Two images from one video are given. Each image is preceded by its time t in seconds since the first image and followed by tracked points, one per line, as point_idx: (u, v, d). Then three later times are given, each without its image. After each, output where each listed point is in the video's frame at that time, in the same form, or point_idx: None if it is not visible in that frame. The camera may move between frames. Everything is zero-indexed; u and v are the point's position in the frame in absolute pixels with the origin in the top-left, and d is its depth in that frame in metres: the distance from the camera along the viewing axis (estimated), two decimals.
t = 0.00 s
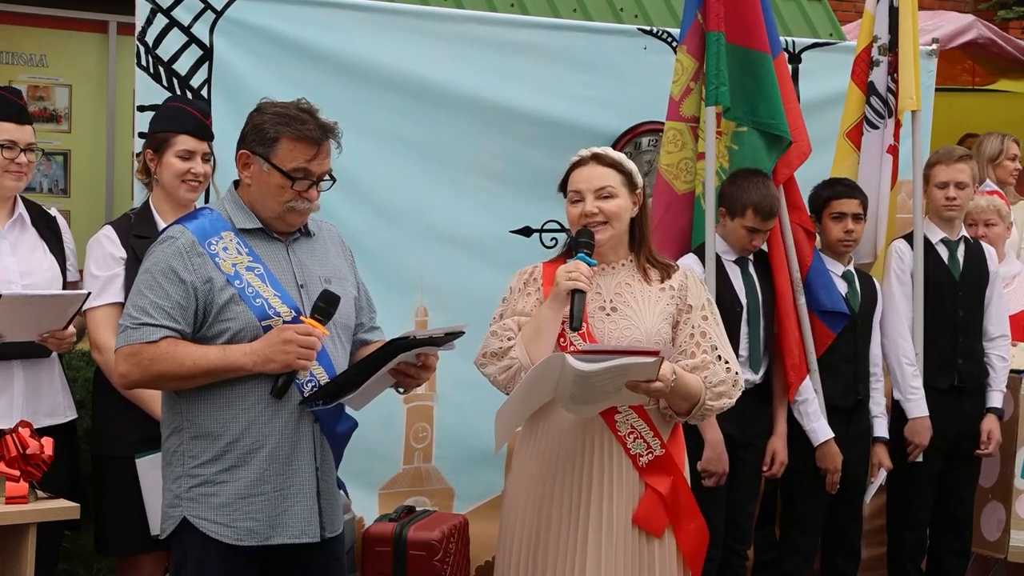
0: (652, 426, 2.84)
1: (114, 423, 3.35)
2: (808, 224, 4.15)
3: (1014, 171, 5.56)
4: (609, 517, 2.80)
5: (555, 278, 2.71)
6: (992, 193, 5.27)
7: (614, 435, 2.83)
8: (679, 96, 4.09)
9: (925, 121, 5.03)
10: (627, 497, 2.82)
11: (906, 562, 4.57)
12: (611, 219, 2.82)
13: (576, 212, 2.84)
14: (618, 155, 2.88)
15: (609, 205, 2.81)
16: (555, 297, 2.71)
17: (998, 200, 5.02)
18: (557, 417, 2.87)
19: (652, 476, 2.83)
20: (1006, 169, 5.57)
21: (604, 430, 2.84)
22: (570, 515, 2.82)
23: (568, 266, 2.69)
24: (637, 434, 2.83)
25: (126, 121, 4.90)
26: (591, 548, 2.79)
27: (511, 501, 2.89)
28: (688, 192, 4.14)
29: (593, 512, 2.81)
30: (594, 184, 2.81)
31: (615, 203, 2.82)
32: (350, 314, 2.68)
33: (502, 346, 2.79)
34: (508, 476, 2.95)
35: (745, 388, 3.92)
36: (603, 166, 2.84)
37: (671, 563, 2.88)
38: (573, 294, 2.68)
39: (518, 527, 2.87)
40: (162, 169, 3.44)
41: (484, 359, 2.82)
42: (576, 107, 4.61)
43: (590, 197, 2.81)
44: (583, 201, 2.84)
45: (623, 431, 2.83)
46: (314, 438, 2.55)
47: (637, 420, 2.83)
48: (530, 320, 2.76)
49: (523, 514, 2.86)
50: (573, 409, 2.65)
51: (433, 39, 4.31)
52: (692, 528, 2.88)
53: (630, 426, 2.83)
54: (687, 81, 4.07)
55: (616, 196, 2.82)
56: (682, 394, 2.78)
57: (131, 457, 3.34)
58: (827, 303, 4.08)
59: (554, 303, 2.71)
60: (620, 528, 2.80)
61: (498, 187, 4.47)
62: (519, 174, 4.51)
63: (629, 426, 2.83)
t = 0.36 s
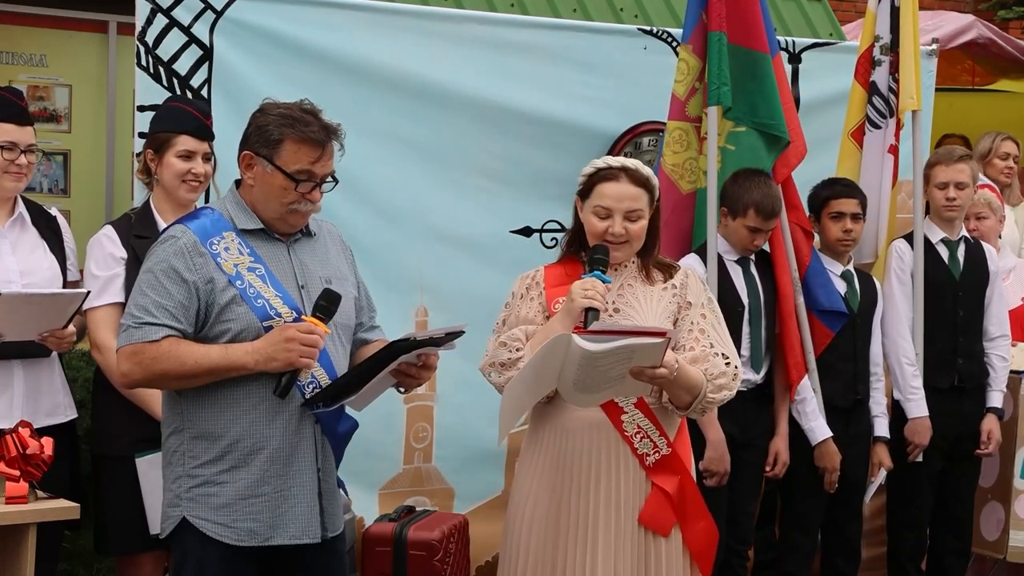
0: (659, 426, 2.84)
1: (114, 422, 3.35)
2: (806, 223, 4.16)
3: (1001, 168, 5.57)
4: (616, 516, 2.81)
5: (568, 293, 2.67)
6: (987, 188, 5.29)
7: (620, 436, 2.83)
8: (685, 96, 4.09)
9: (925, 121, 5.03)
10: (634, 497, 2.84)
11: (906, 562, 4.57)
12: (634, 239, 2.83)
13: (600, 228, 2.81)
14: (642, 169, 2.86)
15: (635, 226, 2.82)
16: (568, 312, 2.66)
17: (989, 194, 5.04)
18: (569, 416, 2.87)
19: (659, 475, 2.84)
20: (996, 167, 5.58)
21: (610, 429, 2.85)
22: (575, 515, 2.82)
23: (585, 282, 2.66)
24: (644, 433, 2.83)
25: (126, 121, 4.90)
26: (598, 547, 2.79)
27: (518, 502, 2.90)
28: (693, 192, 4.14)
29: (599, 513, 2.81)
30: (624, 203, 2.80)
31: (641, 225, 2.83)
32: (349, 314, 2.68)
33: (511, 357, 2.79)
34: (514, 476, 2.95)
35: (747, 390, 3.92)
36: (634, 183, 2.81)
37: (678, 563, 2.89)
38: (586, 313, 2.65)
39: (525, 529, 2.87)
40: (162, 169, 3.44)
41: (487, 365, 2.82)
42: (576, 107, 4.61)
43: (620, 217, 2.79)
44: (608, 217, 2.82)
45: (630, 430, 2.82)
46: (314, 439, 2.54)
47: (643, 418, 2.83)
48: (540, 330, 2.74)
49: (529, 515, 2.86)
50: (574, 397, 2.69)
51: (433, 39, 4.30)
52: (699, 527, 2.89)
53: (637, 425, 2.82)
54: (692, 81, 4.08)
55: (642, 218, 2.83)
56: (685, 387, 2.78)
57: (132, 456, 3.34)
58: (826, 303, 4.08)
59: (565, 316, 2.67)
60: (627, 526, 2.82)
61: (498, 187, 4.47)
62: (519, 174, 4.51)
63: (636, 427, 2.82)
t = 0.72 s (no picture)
0: (653, 430, 2.82)
1: (114, 422, 3.35)
2: (806, 224, 4.16)
3: (995, 167, 5.57)
4: (613, 519, 2.83)
5: (562, 299, 2.66)
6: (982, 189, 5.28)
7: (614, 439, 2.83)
8: (688, 97, 4.08)
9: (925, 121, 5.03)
10: (630, 499, 2.84)
11: (906, 562, 4.57)
12: (632, 242, 2.84)
13: (599, 229, 2.83)
14: (647, 170, 2.84)
15: (633, 229, 2.82)
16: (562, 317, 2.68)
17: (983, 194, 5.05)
18: (566, 419, 2.89)
19: (654, 478, 2.83)
20: (989, 166, 5.58)
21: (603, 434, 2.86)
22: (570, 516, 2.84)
23: (576, 287, 2.65)
24: (637, 438, 2.82)
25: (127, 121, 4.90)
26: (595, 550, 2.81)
27: (517, 503, 2.92)
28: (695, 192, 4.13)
29: (594, 514, 2.83)
30: (623, 206, 2.80)
31: (639, 228, 2.83)
32: (361, 314, 2.68)
33: (508, 355, 2.82)
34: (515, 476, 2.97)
35: (747, 389, 3.91)
36: (635, 186, 2.80)
37: (675, 565, 2.87)
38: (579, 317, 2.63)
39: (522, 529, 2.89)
40: (163, 168, 3.44)
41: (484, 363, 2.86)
42: (576, 107, 4.60)
43: (617, 220, 2.80)
44: (607, 218, 2.83)
45: (623, 435, 2.82)
46: (324, 438, 2.54)
47: (636, 423, 2.82)
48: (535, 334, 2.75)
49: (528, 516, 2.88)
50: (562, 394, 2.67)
51: (434, 40, 4.30)
52: (698, 531, 2.89)
53: (629, 429, 2.82)
54: (696, 81, 4.07)
55: (642, 221, 2.83)
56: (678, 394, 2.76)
57: (132, 456, 3.34)
58: (825, 302, 4.08)
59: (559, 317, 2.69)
60: (622, 530, 2.82)
61: (499, 188, 4.47)
62: (519, 174, 4.51)
63: (628, 430, 2.82)
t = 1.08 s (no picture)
0: (638, 429, 2.84)
1: (115, 421, 3.35)
2: (804, 223, 4.18)
3: (994, 168, 5.57)
4: (600, 517, 2.83)
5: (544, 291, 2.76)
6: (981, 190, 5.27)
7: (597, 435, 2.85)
8: (688, 97, 4.08)
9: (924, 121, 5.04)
10: (617, 496, 2.85)
11: (906, 562, 4.57)
12: (608, 233, 2.85)
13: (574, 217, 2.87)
14: (627, 164, 2.87)
15: (608, 217, 2.84)
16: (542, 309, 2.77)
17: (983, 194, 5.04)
18: (549, 417, 2.92)
19: (640, 476, 2.84)
20: (989, 166, 5.58)
21: (588, 431, 2.87)
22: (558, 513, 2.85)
23: (557, 281, 2.74)
24: (621, 435, 2.84)
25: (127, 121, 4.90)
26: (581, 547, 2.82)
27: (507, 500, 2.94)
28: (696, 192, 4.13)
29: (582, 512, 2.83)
30: (597, 194, 2.83)
31: (613, 218, 2.84)
32: (386, 313, 2.67)
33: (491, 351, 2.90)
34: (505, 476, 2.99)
35: (749, 390, 3.91)
36: (612, 176, 2.84)
37: (664, 563, 2.87)
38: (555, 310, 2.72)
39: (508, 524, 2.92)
40: (163, 168, 3.44)
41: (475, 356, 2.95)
42: (576, 107, 4.61)
43: (591, 208, 2.84)
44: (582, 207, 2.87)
45: (607, 433, 2.84)
46: (342, 434, 2.51)
47: (620, 422, 2.84)
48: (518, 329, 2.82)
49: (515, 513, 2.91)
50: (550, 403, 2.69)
51: (434, 39, 4.30)
52: (687, 530, 2.90)
53: (613, 428, 2.84)
54: (696, 81, 4.08)
55: (618, 210, 2.84)
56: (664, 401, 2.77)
57: (133, 455, 3.34)
58: (825, 303, 4.08)
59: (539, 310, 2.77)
60: (608, 527, 2.83)
61: (499, 188, 4.47)
62: (520, 174, 4.51)
63: (612, 428, 2.84)
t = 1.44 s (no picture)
0: (621, 427, 2.84)
1: (115, 421, 3.35)
2: (803, 224, 4.16)
3: (995, 168, 5.57)
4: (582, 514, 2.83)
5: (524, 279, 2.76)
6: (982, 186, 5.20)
7: (580, 432, 2.85)
8: (688, 97, 4.09)
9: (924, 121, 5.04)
10: (599, 495, 2.84)
11: (906, 562, 4.57)
12: (581, 224, 2.85)
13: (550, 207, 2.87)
14: (605, 159, 2.87)
15: (581, 208, 2.84)
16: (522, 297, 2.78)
17: (987, 192, 5.02)
18: (532, 413, 2.92)
19: (622, 473, 2.83)
20: (989, 166, 5.59)
21: (572, 428, 2.86)
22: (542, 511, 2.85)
23: (535, 269, 2.73)
24: (605, 433, 2.84)
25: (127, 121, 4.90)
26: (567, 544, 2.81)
27: (491, 498, 2.94)
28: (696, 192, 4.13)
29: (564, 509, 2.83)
30: (571, 184, 2.84)
31: (587, 209, 2.84)
32: (407, 316, 2.67)
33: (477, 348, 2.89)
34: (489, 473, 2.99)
35: (750, 390, 3.91)
36: (588, 169, 2.84)
37: (646, 563, 2.85)
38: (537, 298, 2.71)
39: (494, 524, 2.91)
40: (162, 168, 3.44)
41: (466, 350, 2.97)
42: (577, 107, 4.61)
43: (565, 199, 2.85)
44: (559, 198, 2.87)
45: (591, 430, 2.84)
46: (357, 434, 2.49)
47: (606, 420, 2.84)
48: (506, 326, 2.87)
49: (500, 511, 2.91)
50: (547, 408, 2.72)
51: (433, 40, 4.30)
52: (668, 528, 2.88)
53: (598, 425, 2.84)
54: (695, 81, 4.08)
55: (591, 202, 2.84)
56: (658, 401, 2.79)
57: (133, 456, 3.34)
58: (824, 304, 4.07)
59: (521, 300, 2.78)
60: (591, 525, 2.82)
61: (499, 188, 4.47)
62: (520, 174, 4.51)
63: (596, 424, 2.83)
